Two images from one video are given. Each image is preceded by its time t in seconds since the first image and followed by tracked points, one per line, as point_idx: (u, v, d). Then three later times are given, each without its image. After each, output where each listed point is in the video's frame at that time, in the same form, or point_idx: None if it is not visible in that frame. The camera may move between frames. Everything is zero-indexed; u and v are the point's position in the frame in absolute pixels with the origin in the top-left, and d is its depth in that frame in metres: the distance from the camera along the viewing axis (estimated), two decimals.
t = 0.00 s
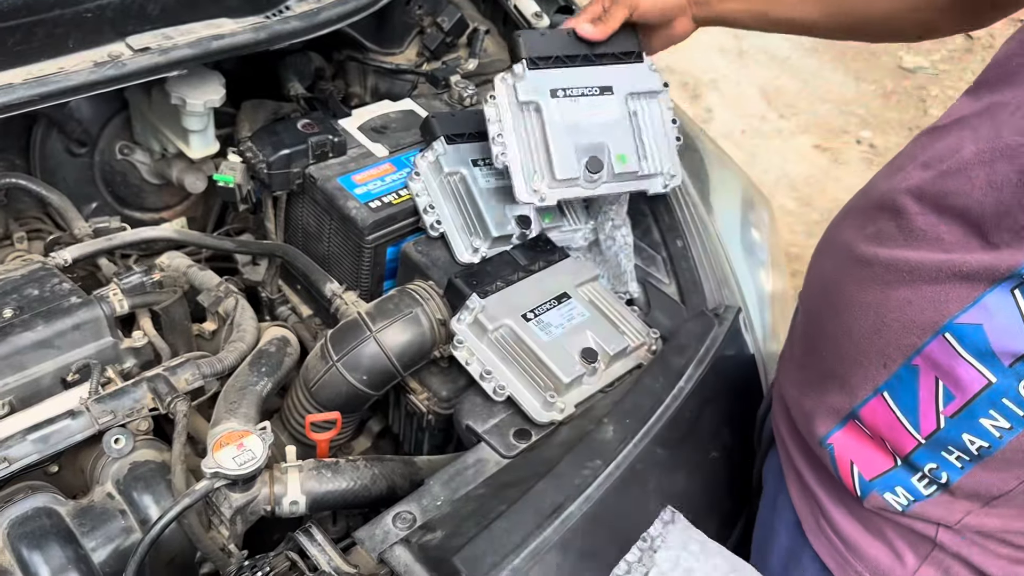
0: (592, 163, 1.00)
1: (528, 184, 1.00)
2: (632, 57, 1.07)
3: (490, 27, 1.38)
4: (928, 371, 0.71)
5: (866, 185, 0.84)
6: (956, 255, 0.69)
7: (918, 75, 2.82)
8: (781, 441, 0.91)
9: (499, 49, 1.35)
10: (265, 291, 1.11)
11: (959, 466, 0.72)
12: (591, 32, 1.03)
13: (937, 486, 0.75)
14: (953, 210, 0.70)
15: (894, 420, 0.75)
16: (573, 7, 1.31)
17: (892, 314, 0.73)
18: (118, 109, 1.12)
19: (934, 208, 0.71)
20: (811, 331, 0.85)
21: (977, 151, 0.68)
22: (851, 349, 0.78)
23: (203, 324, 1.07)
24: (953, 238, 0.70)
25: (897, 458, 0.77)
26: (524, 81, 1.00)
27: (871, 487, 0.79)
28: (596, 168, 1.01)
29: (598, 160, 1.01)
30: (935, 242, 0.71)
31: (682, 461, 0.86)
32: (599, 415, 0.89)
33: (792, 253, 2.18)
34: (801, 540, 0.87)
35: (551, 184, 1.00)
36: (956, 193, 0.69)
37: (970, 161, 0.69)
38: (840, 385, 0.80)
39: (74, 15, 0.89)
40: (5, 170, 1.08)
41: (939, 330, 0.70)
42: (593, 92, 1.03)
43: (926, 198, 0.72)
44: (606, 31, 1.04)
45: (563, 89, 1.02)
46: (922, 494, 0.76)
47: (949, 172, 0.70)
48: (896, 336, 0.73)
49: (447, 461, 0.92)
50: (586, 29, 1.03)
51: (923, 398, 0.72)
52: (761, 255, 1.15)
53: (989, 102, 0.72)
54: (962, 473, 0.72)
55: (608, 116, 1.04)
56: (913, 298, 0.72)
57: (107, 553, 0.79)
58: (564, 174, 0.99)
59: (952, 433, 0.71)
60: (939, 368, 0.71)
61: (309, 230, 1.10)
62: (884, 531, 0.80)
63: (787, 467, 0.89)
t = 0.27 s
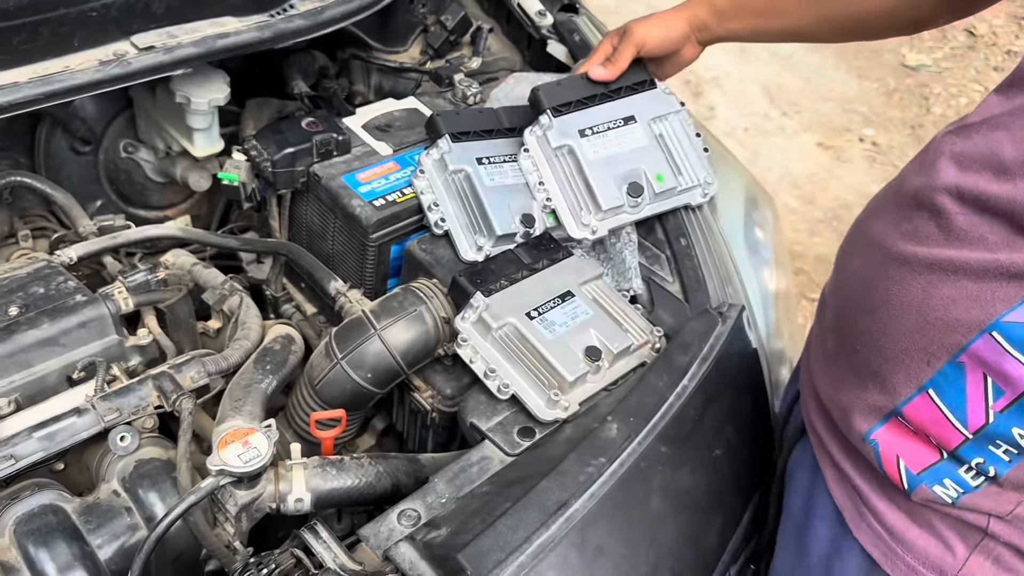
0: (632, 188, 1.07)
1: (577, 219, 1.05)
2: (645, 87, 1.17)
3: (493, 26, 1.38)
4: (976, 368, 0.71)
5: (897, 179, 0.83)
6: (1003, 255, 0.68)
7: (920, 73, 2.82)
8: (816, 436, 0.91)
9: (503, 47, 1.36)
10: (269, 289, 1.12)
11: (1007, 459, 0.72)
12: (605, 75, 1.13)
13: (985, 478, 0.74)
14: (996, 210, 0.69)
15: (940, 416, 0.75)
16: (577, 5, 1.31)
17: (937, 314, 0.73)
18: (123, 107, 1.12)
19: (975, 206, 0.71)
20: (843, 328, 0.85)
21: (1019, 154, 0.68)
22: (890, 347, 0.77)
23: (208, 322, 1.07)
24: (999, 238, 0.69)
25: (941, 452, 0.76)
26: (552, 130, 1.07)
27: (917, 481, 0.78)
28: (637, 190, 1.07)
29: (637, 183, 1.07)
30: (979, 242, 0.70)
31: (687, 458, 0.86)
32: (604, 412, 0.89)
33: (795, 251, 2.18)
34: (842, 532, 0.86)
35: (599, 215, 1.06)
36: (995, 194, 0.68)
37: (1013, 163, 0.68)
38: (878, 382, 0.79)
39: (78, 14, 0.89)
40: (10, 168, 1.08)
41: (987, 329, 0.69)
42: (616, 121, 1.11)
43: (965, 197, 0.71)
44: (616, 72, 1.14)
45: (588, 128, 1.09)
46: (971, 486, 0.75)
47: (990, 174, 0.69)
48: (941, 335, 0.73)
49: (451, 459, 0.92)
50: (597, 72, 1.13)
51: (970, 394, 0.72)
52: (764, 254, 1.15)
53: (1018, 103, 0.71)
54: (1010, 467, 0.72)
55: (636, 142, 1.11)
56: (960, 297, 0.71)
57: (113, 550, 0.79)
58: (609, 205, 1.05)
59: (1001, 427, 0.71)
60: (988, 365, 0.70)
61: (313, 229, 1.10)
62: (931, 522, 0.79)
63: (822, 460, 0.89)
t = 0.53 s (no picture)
0: (633, 188, 1.06)
1: (578, 218, 1.05)
2: (649, 83, 1.16)
3: (497, 23, 1.38)
4: (964, 335, 0.71)
5: (904, 158, 0.84)
6: (996, 226, 0.69)
7: (925, 71, 2.81)
8: (810, 406, 0.92)
9: (506, 45, 1.36)
10: (273, 285, 1.12)
11: (989, 426, 0.72)
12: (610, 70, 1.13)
13: (966, 445, 0.74)
14: (995, 186, 0.69)
15: (926, 382, 0.75)
16: (580, 2, 1.31)
17: (929, 282, 0.73)
18: (127, 103, 1.13)
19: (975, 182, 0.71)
20: (841, 298, 0.85)
21: None
22: (883, 314, 0.78)
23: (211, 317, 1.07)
24: (996, 211, 0.70)
25: (927, 419, 0.77)
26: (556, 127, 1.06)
27: (902, 447, 0.79)
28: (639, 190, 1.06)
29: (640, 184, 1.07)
30: (975, 214, 0.71)
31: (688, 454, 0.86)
32: (606, 408, 0.89)
33: (799, 249, 2.18)
34: (828, 498, 0.88)
35: (600, 215, 1.05)
36: (996, 169, 0.69)
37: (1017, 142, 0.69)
38: (871, 348, 0.80)
39: (82, 10, 0.90)
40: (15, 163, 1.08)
41: (977, 296, 0.70)
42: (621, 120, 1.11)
43: (966, 171, 0.72)
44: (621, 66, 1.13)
45: (591, 127, 1.08)
46: (952, 453, 0.76)
47: (994, 152, 0.70)
48: (931, 301, 0.73)
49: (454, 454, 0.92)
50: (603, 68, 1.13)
51: (958, 360, 0.72)
52: (766, 251, 1.15)
53: None
54: (992, 433, 0.72)
55: (637, 142, 1.11)
56: (952, 266, 0.72)
57: (116, 544, 0.79)
58: (610, 205, 1.04)
59: (985, 393, 0.71)
60: (975, 333, 0.70)
61: (316, 225, 1.10)
62: (912, 487, 0.80)
63: (814, 428, 0.90)
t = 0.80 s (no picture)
0: (468, 135, 0.95)
1: (400, 140, 0.92)
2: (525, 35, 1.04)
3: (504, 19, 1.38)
4: (972, 337, 0.72)
5: (905, 164, 0.87)
6: (1002, 228, 0.71)
7: (933, 70, 2.80)
8: (814, 412, 0.93)
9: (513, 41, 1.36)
10: (279, 281, 1.12)
11: (999, 430, 0.72)
12: None
13: (975, 450, 0.75)
14: (999, 187, 0.71)
15: (934, 387, 0.76)
16: None
17: (937, 285, 0.75)
18: (135, 99, 1.13)
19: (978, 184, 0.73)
20: (846, 304, 0.87)
21: None
22: (890, 319, 0.79)
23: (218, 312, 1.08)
24: (1002, 213, 0.72)
25: (936, 425, 0.78)
26: (430, 22, 0.93)
27: (909, 453, 0.79)
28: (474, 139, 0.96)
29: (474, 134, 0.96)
30: (982, 217, 0.73)
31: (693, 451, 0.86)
32: (610, 404, 0.89)
33: (805, 248, 2.17)
34: (834, 505, 0.88)
35: (422, 145, 0.93)
36: (999, 170, 0.71)
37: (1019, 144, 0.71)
38: (877, 353, 0.81)
39: (90, 5, 0.90)
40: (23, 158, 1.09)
41: (985, 298, 0.71)
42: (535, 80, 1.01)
43: (970, 174, 0.74)
44: None
45: (457, 47, 0.96)
46: (960, 460, 0.76)
47: (997, 153, 0.73)
48: (938, 304, 0.74)
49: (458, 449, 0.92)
50: None
51: (966, 364, 0.73)
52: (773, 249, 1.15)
53: None
54: (1003, 437, 0.72)
55: (493, 90, 1.00)
56: (959, 268, 0.73)
57: (122, 537, 0.80)
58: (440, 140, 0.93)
59: (994, 396, 0.71)
60: (983, 335, 0.71)
61: (322, 221, 1.11)
62: (919, 495, 0.81)
63: (819, 435, 0.91)
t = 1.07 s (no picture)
0: (430, 213, 0.92)
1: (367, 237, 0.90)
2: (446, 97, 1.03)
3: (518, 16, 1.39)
4: (969, 352, 0.72)
5: (877, 180, 0.87)
6: (985, 239, 0.71)
7: (945, 68, 2.79)
8: (814, 431, 0.90)
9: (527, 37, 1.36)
10: (294, 274, 1.13)
11: (1006, 443, 0.72)
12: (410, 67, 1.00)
13: (984, 464, 0.75)
14: (977, 199, 0.72)
15: (935, 405, 0.76)
16: None
17: (926, 304, 0.75)
18: (151, 92, 1.14)
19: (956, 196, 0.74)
20: (836, 327, 0.87)
21: (995, 142, 0.71)
22: (881, 341, 0.79)
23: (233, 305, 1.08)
24: (982, 225, 0.72)
25: (942, 441, 0.78)
26: (350, 120, 0.92)
27: (917, 471, 0.79)
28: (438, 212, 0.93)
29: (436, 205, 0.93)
30: (964, 231, 0.73)
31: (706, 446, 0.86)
32: (624, 398, 0.90)
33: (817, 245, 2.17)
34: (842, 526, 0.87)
35: (389, 237, 0.90)
36: (972, 180, 0.71)
37: (989, 150, 0.71)
38: (874, 376, 0.80)
39: None
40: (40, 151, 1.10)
41: (977, 312, 0.71)
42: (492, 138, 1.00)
43: (943, 188, 0.74)
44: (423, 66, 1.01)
45: (389, 129, 0.94)
46: (970, 475, 0.76)
47: (968, 163, 0.73)
48: (931, 323, 0.74)
49: (473, 442, 0.93)
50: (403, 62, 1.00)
51: (966, 379, 0.73)
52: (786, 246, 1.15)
53: (993, 94, 0.75)
54: (1011, 450, 0.72)
55: (435, 159, 0.97)
56: (947, 285, 0.74)
57: (139, 526, 0.81)
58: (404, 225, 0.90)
59: (998, 410, 0.71)
60: (981, 350, 0.71)
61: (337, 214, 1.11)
62: (930, 513, 0.80)
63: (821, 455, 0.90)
